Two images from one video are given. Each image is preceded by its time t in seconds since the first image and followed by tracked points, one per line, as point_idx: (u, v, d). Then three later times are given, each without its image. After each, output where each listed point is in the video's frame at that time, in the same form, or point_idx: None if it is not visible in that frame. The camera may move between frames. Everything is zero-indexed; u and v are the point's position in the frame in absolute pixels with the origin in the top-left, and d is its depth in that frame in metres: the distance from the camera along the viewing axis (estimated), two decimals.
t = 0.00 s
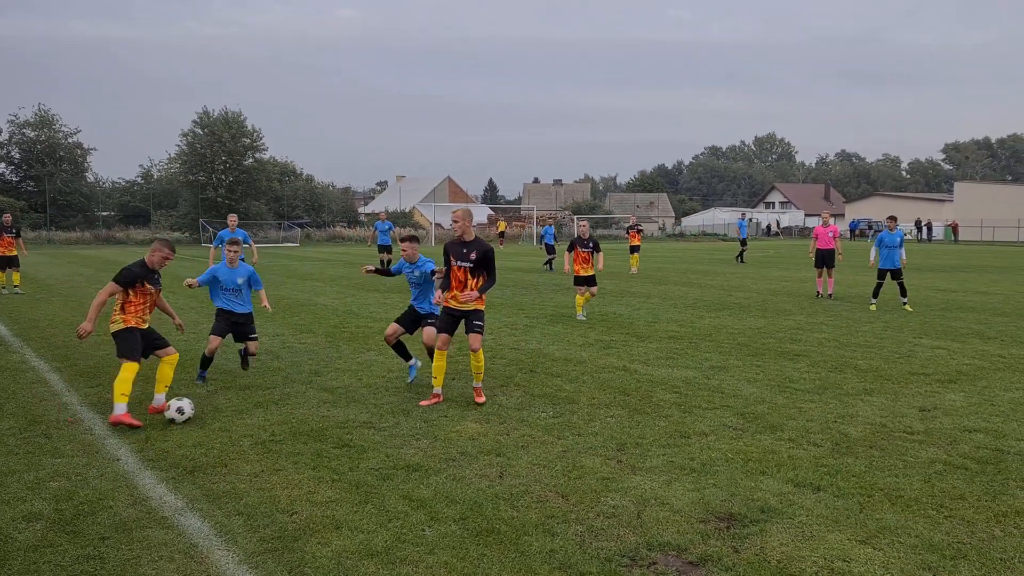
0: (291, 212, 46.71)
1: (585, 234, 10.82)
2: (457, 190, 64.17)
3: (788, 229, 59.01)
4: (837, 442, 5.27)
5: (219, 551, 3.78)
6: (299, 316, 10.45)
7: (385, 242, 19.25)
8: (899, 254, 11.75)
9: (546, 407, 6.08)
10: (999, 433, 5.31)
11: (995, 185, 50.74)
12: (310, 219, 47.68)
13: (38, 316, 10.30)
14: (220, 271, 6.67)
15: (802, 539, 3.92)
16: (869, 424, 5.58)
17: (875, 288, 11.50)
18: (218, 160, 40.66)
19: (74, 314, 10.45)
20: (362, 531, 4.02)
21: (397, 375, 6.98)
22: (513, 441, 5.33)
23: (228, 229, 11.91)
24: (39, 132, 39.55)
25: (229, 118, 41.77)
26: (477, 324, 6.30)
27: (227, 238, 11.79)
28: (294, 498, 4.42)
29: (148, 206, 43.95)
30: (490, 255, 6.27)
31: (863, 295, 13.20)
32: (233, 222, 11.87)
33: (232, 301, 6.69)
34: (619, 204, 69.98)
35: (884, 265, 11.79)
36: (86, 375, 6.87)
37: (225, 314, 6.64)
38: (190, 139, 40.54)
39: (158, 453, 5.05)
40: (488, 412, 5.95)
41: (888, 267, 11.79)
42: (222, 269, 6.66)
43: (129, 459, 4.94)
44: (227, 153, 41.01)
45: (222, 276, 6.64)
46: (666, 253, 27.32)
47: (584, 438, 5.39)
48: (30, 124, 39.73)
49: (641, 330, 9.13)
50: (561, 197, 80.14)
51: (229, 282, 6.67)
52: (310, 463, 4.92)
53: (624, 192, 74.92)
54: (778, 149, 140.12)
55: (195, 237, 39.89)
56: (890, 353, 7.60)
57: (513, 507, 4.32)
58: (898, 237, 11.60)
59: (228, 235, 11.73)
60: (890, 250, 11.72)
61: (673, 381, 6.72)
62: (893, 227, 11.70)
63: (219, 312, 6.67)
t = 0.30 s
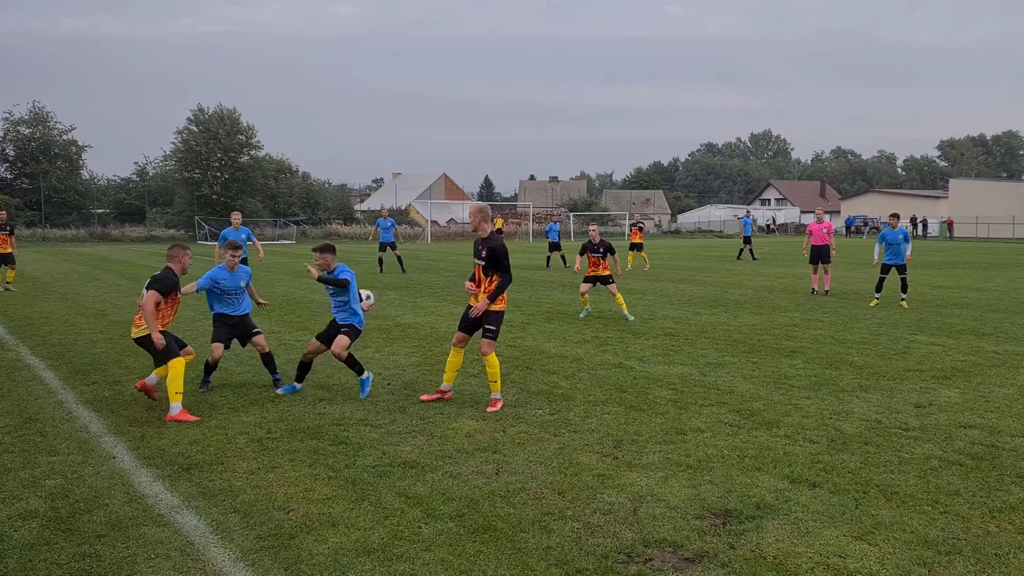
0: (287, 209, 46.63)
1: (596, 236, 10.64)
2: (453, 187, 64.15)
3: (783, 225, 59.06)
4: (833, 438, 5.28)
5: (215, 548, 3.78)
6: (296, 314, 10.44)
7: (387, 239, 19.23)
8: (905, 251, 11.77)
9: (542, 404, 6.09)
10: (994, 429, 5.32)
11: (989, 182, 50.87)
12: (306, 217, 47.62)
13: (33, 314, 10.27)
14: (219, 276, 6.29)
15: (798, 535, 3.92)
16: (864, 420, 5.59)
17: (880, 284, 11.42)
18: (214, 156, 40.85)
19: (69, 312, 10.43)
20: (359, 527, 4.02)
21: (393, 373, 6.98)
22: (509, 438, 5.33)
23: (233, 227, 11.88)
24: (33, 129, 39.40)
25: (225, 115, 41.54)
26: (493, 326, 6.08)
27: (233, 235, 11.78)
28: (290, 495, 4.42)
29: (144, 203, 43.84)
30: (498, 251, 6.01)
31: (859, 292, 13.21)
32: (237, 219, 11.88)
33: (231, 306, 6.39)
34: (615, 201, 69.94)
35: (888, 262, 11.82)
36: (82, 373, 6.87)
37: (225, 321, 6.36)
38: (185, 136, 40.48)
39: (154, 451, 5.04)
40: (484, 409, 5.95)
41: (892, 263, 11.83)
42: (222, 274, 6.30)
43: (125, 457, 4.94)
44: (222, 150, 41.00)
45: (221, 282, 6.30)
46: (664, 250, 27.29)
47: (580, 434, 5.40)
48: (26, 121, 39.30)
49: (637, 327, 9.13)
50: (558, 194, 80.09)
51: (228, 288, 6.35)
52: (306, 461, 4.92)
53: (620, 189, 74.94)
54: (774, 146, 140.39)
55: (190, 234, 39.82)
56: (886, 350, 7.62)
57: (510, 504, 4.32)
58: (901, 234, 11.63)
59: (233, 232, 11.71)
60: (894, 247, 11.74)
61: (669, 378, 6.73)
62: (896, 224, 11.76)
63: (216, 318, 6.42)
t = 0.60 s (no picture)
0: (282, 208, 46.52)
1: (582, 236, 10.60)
2: (448, 186, 64.14)
3: (777, 224, 59.20)
4: (827, 436, 5.29)
5: (209, 548, 3.77)
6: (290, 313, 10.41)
7: (388, 237, 19.22)
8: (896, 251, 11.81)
9: (536, 403, 6.09)
10: (986, 427, 5.34)
11: (981, 180, 51.11)
12: (300, 216, 47.51)
13: (24, 313, 10.21)
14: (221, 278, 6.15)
15: (792, 533, 3.94)
16: (858, 418, 5.61)
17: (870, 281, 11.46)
18: (207, 156, 40.74)
19: (61, 311, 10.37)
20: (353, 527, 4.01)
21: (387, 371, 6.97)
22: (504, 437, 5.33)
23: (244, 225, 11.73)
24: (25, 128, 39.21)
25: (216, 112, 41.74)
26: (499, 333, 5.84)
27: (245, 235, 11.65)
28: (284, 494, 4.41)
29: (137, 202, 43.66)
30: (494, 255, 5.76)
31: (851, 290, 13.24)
32: (249, 219, 11.73)
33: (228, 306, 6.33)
34: (609, 199, 69.94)
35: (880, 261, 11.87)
36: (73, 372, 6.84)
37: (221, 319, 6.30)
38: (178, 134, 40.36)
39: (148, 450, 5.03)
40: (478, 408, 5.95)
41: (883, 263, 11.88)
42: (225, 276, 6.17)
43: (118, 456, 4.92)
44: (215, 149, 40.92)
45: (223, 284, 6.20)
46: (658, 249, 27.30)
47: (574, 433, 5.40)
48: (18, 120, 38.50)
49: (631, 326, 9.12)
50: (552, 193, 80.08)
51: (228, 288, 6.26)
52: (300, 460, 4.91)
53: (615, 188, 74.98)
54: (768, 145, 140.69)
55: (183, 233, 39.68)
56: (879, 348, 7.64)
57: (504, 503, 4.32)
58: (893, 234, 11.66)
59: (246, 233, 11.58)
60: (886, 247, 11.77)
61: (664, 376, 6.74)
62: (888, 224, 11.79)
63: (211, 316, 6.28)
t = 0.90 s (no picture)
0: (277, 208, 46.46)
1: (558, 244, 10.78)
2: (443, 186, 64.12)
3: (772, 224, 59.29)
4: (823, 436, 5.30)
5: (204, 549, 3.76)
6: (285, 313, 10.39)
7: (384, 237, 19.21)
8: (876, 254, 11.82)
9: (532, 403, 6.08)
10: (982, 427, 5.35)
11: (976, 180, 51.24)
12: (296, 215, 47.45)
13: (19, 313, 10.18)
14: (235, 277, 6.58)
15: (787, 532, 3.95)
16: (853, 417, 5.63)
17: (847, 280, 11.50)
18: (202, 156, 40.70)
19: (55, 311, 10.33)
20: (349, 527, 4.01)
21: (383, 371, 6.96)
22: (500, 437, 5.33)
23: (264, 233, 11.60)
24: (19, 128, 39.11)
25: (210, 112, 41.50)
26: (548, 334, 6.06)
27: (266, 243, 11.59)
28: (280, 494, 4.40)
29: (131, 201, 43.55)
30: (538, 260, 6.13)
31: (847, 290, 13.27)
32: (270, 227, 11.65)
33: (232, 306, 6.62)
34: (605, 199, 69.99)
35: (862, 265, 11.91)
36: (68, 372, 6.83)
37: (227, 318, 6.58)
38: (172, 134, 40.28)
39: (143, 451, 5.02)
40: (474, 408, 5.95)
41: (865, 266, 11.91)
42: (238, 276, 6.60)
43: (113, 457, 4.92)
44: (210, 148, 40.85)
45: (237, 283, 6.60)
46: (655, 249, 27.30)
47: (570, 433, 5.41)
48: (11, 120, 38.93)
49: (627, 326, 9.12)
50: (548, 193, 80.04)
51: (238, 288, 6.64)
52: (296, 460, 4.91)
53: (611, 188, 75.01)
54: (764, 144, 140.91)
55: (178, 233, 39.59)
56: (875, 348, 7.65)
57: (501, 502, 4.32)
58: (869, 239, 11.69)
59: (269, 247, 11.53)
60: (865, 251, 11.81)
61: (660, 376, 6.74)
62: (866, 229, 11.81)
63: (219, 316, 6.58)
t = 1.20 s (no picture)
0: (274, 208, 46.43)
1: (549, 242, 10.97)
2: (441, 186, 64.11)
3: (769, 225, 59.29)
4: (819, 435, 5.31)
5: (201, 549, 3.75)
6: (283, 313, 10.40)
7: (381, 237, 19.21)
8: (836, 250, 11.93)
9: (529, 402, 6.09)
10: (978, 426, 5.36)
11: (973, 180, 51.25)
12: (293, 216, 47.42)
13: (16, 313, 10.18)
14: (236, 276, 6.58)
15: (784, 532, 3.95)
16: (850, 417, 5.63)
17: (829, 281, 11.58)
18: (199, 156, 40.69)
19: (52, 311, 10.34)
20: (346, 527, 4.00)
21: (380, 372, 6.96)
22: (498, 437, 5.33)
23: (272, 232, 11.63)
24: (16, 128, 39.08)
25: (204, 112, 41.56)
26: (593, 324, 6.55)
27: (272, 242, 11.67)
28: (277, 495, 4.40)
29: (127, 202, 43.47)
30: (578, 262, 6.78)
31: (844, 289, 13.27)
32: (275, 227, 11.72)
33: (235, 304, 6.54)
34: (602, 199, 69.96)
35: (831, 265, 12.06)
36: (65, 373, 6.83)
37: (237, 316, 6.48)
38: (168, 135, 40.26)
39: (140, 451, 5.01)
40: (471, 408, 5.95)
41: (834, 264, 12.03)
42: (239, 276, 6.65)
43: (110, 457, 4.91)
44: (206, 149, 40.82)
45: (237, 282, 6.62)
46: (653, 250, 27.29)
47: (568, 433, 5.41)
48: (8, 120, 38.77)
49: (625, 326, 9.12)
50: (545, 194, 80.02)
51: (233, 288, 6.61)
52: (293, 460, 4.90)
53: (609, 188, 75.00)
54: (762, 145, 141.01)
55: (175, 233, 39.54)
56: (872, 348, 7.66)
57: (498, 503, 4.32)
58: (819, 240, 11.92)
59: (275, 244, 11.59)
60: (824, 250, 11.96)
61: (657, 376, 6.74)
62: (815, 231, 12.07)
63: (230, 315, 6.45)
